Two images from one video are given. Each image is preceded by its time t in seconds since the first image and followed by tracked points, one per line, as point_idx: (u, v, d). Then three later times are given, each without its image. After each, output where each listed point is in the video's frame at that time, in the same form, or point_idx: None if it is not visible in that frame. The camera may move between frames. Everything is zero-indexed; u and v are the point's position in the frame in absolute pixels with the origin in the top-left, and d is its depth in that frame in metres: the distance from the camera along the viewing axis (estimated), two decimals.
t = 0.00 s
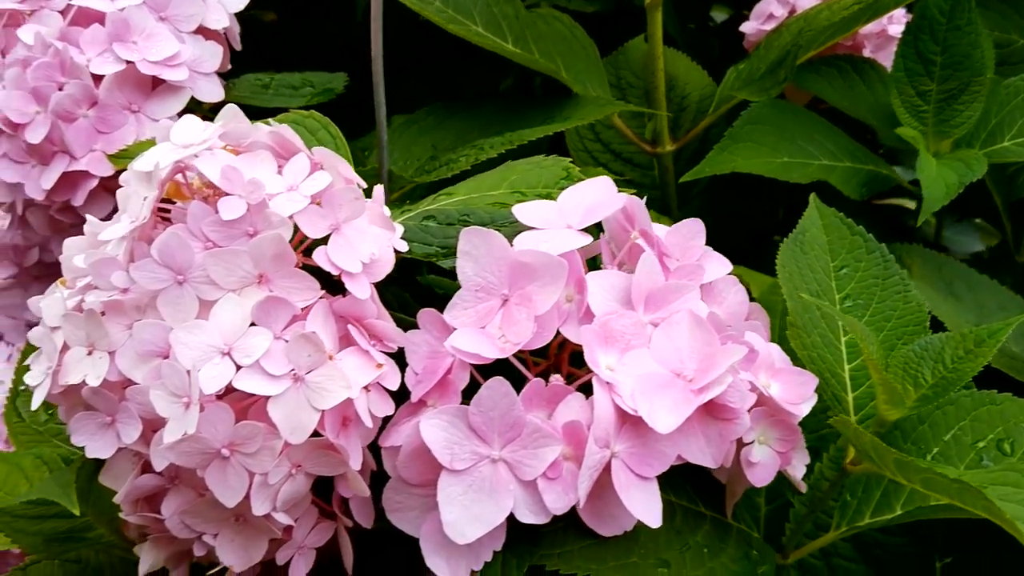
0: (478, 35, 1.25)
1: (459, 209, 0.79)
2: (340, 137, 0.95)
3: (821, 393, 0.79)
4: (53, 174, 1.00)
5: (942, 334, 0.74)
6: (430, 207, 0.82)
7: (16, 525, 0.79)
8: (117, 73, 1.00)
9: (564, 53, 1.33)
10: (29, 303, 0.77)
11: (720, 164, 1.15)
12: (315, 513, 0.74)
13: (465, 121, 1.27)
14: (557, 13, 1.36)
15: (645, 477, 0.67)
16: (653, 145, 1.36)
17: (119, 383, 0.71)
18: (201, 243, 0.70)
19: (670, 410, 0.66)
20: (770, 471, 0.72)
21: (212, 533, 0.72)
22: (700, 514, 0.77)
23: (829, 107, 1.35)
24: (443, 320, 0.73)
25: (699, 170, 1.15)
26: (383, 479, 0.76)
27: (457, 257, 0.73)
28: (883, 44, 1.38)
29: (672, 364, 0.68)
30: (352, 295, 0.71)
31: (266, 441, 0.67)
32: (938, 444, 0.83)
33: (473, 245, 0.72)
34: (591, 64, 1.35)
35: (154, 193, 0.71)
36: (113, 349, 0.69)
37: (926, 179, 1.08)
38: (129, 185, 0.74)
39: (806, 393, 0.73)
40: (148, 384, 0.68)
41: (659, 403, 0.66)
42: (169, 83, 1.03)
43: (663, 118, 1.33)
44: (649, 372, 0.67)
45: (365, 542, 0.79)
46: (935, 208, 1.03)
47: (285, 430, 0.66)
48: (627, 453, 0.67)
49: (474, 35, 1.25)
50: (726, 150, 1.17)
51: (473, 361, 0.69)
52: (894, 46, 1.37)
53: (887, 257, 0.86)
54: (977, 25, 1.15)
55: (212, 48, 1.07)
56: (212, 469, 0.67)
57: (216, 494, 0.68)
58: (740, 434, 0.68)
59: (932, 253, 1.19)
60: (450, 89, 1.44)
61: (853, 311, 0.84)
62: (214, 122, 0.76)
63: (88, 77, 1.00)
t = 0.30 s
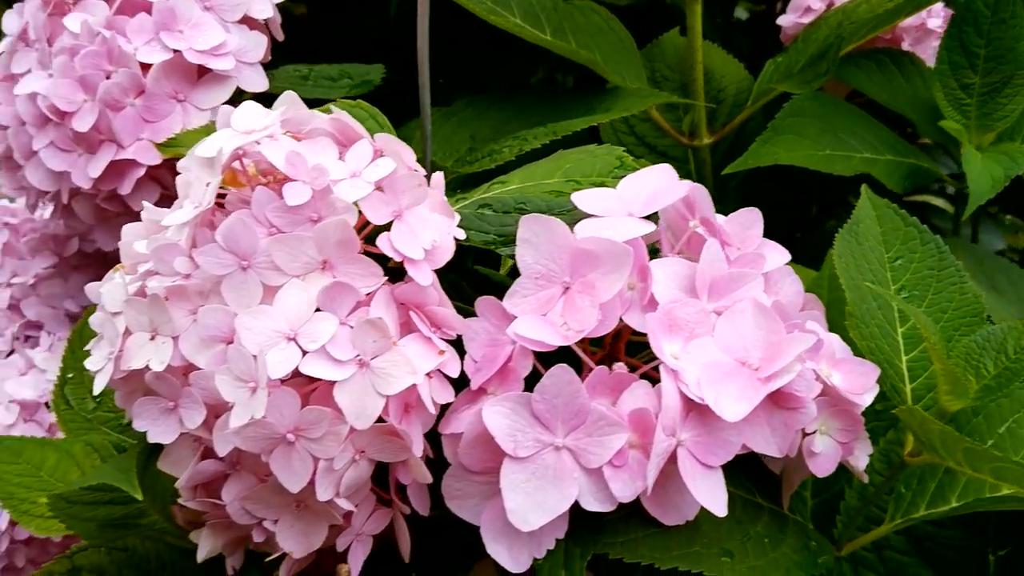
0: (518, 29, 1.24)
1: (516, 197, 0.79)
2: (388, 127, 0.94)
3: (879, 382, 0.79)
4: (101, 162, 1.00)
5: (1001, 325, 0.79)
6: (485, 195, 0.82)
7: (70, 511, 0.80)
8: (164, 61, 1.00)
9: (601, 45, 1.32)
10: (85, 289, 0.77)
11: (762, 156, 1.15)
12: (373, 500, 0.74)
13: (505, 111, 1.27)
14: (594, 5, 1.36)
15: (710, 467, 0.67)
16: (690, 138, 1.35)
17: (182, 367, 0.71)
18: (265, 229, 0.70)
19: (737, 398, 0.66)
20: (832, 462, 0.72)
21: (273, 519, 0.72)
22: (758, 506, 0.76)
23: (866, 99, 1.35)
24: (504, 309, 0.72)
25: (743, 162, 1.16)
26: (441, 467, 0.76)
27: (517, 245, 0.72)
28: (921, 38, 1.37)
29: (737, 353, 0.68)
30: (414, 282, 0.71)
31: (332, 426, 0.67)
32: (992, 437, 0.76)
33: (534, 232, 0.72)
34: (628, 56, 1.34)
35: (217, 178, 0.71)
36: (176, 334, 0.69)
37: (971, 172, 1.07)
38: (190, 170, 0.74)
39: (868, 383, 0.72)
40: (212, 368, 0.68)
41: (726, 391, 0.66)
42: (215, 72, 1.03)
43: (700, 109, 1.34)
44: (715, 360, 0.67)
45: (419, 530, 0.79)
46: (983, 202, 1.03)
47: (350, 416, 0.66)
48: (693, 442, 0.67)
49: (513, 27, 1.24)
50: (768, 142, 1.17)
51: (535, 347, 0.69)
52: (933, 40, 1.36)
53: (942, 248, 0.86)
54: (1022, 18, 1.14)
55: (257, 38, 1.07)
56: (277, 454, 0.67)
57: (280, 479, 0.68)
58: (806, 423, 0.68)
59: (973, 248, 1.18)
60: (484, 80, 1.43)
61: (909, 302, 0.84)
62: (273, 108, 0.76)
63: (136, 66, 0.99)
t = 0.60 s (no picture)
0: (571, 23, 1.22)
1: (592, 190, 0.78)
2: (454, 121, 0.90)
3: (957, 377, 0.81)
4: (166, 154, 1.01)
5: None
6: (559, 187, 0.81)
7: (148, 500, 0.80)
8: (228, 54, 1.00)
9: (651, 39, 1.31)
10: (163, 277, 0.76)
11: (819, 152, 1.15)
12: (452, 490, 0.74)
13: (556, 105, 1.27)
14: None
15: (798, 460, 0.67)
16: (739, 133, 1.35)
17: (267, 357, 0.71)
18: (352, 220, 0.71)
19: (828, 392, 0.66)
20: (914, 456, 0.72)
21: (355, 508, 0.73)
22: (836, 501, 0.76)
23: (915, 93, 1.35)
24: (585, 301, 0.71)
25: (800, 157, 1.15)
26: (518, 458, 0.76)
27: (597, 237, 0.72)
28: (972, 34, 1.36)
29: (824, 346, 0.68)
30: (496, 273, 0.70)
31: (421, 416, 0.67)
32: None
33: (614, 224, 0.71)
34: (677, 50, 1.34)
35: (303, 168, 0.71)
36: (263, 323, 0.70)
37: None
38: (275, 160, 0.74)
39: (950, 377, 0.72)
40: (300, 358, 0.68)
41: (816, 384, 0.66)
42: (277, 65, 1.03)
43: (750, 106, 1.33)
44: (803, 353, 0.67)
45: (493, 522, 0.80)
46: None
47: (439, 406, 0.66)
48: (782, 435, 0.67)
49: (565, 20, 1.22)
50: (824, 138, 1.17)
51: (620, 339, 0.68)
52: (984, 36, 1.36)
53: (1014, 243, 0.86)
54: None
55: (316, 31, 1.06)
56: (365, 443, 0.68)
57: (368, 469, 0.68)
58: (894, 418, 0.68)
59: None
60: (529, 74, 1.42)
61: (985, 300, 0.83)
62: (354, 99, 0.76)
63: (200, 57, 1.00)
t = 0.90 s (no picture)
0: (619, 18, 1.18)
1: (661, 183, 0.80)
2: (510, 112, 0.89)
3: None
4: (222, 148, 1.01)
5: None
6: (627, 180, 0.83)
7: (214, 493, 0.80)
8: (284, 48, 1.00)
9: (696, 34, 1.30)
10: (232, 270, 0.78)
11: (869, 147, 1.15)
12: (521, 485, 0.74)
13: (601, 101, 1.26)
14: None
15: (876, 456, 0.67)
16: (783, 129, 1.35)
17: (342, 349, 0.72)
18: (428, 214, 0.71)
19: (909, 387, 0.65)
20: (986, 454, 0.72)
21: (427, 501, 0.73)
22: (907, 498, 0.75)
23: (958, 90, 1.35)
24: (658, 295, 0.71)
25: (850, 153, 1.15)
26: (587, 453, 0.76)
27: (670, 231, 0.71)
28: (1018, 31, 1.35)
29: (903, 341, 0.68)
30: (572, 267, 0.70)
31: (500, 410, 0.67)
32: None
33: (688, 219, 0.71)
34: (721, 45, 1.33)
35: (380, 161, 0.71)
36: (338, 316, 0.70)
37: None
38: (350, 154, 0.75)
39: None
40: (377, 350, 0.68)
41: (897, 378, 0.66)
42: (331, 60, 1.03)
43: (794, 102, 1.32)
44: (882, 348, 0.67)
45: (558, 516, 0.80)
46: None
47: (517, 399, 0.66)
48: (862, 430, 0.67)
49: (612, 16, 1.20)
50: (874, 134, 1.16)
51: (698, 333, 0.68)
52: None
53: None
54: None
55: (367, 25, 1.06)
56: (442, 437, 0.68)
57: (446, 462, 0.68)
58: (972, 414, 0.68)
59: None
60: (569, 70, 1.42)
61: None
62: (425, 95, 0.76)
63: (256, 52, 1.00)
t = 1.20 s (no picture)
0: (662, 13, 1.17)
1: (725, 178, 0.80)
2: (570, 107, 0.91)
3: None
4: (274, 142, 1.01)
5: None
6: (690, 175, 0.83)
7: (275, 485, 0.80)
8: (336, 42, 1.00)
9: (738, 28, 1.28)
10: (294, 263, 0.79)
11: (916, 144, 1.14)
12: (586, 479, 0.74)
13: (645, 97, 1.26)
14: None
15: (950, 451, 0.67)
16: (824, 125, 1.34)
17: (411, 343, 0.72)
18: (498, 207, 0.71)
19: (985, 383, 0.66)
20: None
21: (493, 495, 0.73)
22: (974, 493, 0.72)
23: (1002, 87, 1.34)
24: (727, 290, 0.70)
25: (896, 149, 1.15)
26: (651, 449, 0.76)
27: (739, 226, 0.71)
28: None
29: (976, 337, 0.68)
30: (641, 261, 0.70)
31: (572, 403, 0.67)
32: None
33: (757, 213, 0.71)
34: (763, 40, 1.32)
35: (449, 154, 0.71)
36: (408, 309, 0.70)
37: None
38: (417, 147, 0.75)
39: None
40: (447, 343, 0.68)
41: (972, 374, 0.66)
42: (381, 54, 1.03)
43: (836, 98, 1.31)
44: (956, 344, 0.67)
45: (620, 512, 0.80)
46: None
47: (590, 393, 0.66)
48: (937, 426, 0.66)
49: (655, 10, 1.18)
50: (920, 130, 1.16)
51: (770, 327, 0.68)
52: None
53: None
54: None
55: (416, 20, 1.06)
56: (514, 429, 0.68)
57: (515, 455, 0.68)
58: None
59: None
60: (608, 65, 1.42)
61: None
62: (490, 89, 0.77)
63: (309, 45, 1.00)
